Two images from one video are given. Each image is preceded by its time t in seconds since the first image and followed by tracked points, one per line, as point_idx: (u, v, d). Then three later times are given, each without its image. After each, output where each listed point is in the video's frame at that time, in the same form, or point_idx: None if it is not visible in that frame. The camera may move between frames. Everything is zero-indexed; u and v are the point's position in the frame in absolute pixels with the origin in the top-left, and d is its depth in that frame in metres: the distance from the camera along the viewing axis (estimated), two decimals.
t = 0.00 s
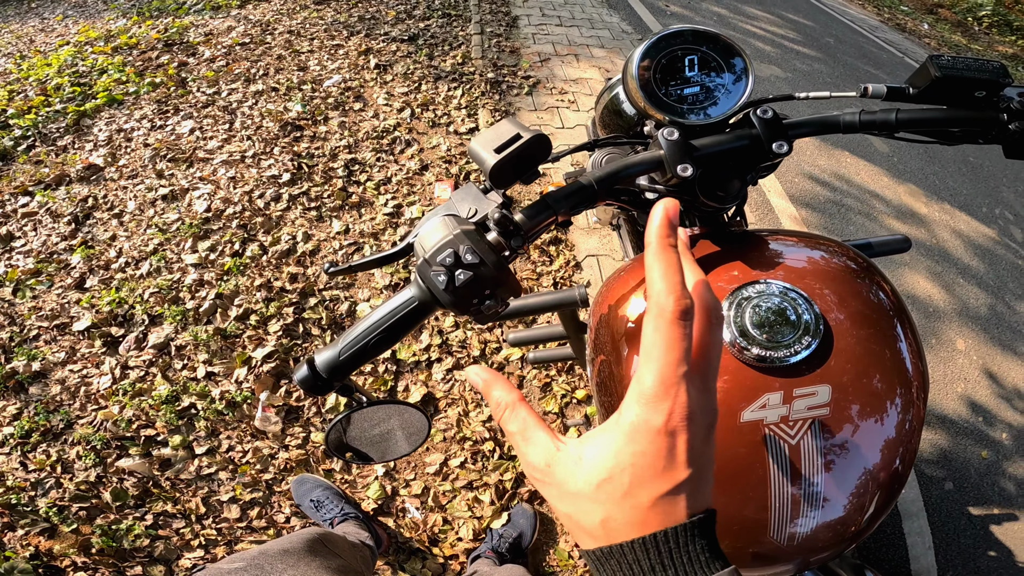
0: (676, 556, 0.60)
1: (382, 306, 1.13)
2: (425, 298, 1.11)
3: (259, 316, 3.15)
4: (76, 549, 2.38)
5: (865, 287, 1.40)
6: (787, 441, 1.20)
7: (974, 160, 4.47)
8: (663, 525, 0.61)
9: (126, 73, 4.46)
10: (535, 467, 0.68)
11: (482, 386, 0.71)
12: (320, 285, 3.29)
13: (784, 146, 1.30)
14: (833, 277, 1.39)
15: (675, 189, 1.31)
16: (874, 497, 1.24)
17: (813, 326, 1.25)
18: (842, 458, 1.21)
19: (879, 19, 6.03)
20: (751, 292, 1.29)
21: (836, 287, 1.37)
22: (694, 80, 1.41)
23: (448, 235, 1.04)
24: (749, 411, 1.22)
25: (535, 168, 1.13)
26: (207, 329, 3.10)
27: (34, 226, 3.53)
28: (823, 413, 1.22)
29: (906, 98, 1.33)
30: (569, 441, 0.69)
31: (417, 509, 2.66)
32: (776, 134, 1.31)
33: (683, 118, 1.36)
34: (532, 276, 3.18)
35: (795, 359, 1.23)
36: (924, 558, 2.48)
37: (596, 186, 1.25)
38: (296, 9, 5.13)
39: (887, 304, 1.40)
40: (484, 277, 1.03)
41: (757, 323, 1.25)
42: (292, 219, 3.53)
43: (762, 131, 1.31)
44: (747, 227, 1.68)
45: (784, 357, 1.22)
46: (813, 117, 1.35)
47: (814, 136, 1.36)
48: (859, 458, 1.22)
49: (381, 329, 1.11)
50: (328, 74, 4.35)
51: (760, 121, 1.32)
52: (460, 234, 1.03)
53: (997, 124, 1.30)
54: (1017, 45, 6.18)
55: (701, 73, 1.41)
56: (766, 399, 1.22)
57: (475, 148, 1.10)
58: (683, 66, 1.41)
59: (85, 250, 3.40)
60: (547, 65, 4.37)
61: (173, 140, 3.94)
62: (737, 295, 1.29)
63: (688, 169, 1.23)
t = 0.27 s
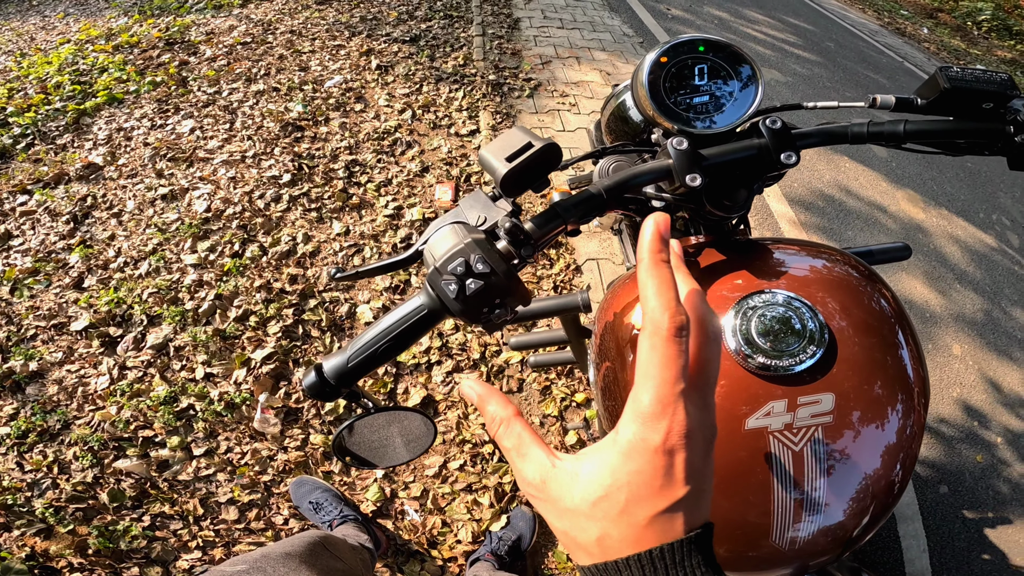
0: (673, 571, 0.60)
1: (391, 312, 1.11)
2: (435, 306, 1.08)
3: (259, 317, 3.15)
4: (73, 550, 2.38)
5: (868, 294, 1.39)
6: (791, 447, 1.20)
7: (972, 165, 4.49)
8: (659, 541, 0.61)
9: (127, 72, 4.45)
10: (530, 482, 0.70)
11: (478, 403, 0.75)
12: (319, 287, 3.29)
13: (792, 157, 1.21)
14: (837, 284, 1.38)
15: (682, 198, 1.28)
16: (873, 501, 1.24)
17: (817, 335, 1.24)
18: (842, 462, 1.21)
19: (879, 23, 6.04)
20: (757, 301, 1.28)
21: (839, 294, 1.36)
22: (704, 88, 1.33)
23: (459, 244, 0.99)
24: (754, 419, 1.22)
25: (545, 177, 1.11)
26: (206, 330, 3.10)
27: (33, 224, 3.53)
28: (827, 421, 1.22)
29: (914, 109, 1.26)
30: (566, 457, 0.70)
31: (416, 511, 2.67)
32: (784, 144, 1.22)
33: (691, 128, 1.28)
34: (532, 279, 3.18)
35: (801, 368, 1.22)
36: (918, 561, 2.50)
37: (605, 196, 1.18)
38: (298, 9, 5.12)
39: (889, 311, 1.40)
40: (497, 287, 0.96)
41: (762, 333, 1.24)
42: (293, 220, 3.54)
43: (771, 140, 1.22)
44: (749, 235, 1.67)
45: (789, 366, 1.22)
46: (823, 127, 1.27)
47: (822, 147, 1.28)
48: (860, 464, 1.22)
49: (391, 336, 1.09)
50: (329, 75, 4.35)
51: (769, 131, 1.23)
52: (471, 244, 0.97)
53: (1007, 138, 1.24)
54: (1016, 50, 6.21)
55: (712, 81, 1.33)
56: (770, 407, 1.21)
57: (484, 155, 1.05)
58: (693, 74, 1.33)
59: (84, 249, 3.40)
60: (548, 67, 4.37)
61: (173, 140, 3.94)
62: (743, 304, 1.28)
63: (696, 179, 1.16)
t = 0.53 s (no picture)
0: None
1: (400, 318, 1.10)
2: (444, 313, 1.07)
3: (259, 318, 3.15)
4: (68, 550, 2.38)
5: (871, 301, 1.40)
6: (796, 453, 1.20)
7: (971, 171, 4.50)
8: (680, 557, 0.60)
9: (128, 70, 4.44)
10: (546, 494, 0.70)
11: (494, 414, 0.74)
12: (319, 288, 3.29)
13: (803, 165, 1.19)
14: (841, 291, 1.38)
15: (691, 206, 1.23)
16: (875, 506, 1.25)
17: (823, 342, 1.24)
18: (845, 466, 1.22)
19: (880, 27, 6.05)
20: (763, 309, 1.29)
21: (843, 300, 1.36)
22: (714, 96, 1.31)
23: (469, 250, 0.96)
24: (759, 425, 1.22)
25: (557, 182, 1.08)
26: (205, 330, 3.10)
27: (31, 222, 3.53)
28: (832, 428, 1.22)
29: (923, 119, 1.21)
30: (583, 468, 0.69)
31: (415, 513, 2.67)
32: (795, 153, 1.21)
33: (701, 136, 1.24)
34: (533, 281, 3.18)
35: (806, 375, 1.22)
36: (913, 564, 2.51)
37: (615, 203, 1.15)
38: (300, 7, 5.11)
39: (892, 317, 1.40)
40: (508, 294, 0.94)
41: (768, 339, 1.24)
42: (293, 220, 3.54)
43: (781, 148, 1.20)
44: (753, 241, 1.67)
45: (795, 373, 1.22)
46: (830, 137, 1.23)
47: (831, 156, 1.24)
48: (862, 469, 1.23)
49: (399, 343, 1.08)
50: (331, 74, 4.34)
51: (779, 139, 1.21)
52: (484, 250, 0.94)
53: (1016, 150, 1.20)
54: (1016, 54, 6.22)
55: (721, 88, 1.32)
56: (776, 414, 1.21)
57: (496, 161, 1.04)
58: (703, 82, 1.32)
59: (82, 248, 3.40)
60: (550, 69, 4.37)
61: (173, 138, 3.94)
62: (751, 313, 1.28)
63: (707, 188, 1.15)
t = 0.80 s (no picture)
0: None
1: (408, 322, 1.09)
2: (452, 318, 1.05)
3: (258, 317, 3.14)
4: (63, 550, 2.37)
5: (876, 306, 1.40)
6: (802, 459, 1.20)
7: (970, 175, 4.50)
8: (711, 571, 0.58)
9: (128, 67, 4.43)
10: (573, 506, 0.69)
11: (517, 426, 0.74)
12: (319, 287, 3.28)
13: (814, 172, 1.18)
14: (847, 297, 1.38)
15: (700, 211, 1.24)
16: (878, 510, 1.24)
17: (830, 350, 1.24)
18: (850, 471, 1.21)
19: (882, 30, 6.03)
20: (771, 316, 1.28)
21: (849, 306, 1.36)
22: (725, 101, 1.29)
23: (478, 256, 0.95)
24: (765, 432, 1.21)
25: (568, 187, 1.07)
26: (203, 329, 3.09)
27: (28, 219, 3.52)
28: (837, 434, 1.22)
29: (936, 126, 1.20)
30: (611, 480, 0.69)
31: (413, 514, 2.67)
32: (806, 159, 1.18)
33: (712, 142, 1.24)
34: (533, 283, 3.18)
35: (813, 383, 1.22)
36: (909, 566, 2.52)
37: (624, 209, 1.14)
38: (302, 6, 5.10)
39: (897, 323, 1.40)
40: (517, 301, 0.93)
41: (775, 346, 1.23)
42: (293, 219, 3.53)
43: (792, 155, 1.18)
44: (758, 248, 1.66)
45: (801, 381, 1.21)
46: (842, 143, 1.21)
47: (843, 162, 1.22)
48: (866, 474, 1.22)
49: (406, 348, 1.06)
50: (332, 73, 4.33)
51: (790, 145, 1.18)
52: (492, 257, 0.94)
53: None
54: (1017, 58, 6.23)
55: (733, 92, 1.29)
56: (782, 420, 1.21)
57: (506, 165, 1.04)
58: (715, 86, 1.29)
59: (80, 246, 3.40)
60: (551, 69, 4.36)
61: (173, 136, 3.93)
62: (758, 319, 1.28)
63: (717, 194, 1.13)
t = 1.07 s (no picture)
0: None
1: (413, 330, 1.11)
2: (458, 326, 1.08)
3: (257, 318, 3.13)
4: (63, 552, 2.36)
5: (883, 310, 1.39)
6: (810, 465, 1.19)
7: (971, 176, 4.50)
8: None
9: (128, 65, 4.41)
10: (579, 531, 0.69)
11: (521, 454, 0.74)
12: (319, 288, 3.27)
13: (825, 178, 1.18)
14: (854, 302, 1.37)
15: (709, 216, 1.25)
16: (885, 514, 1.24)
17: (839, 356, 1.22)
18: (856, 476, 1.20)
19: (882, 31, 6.02)
20: (781, 322, 1.26)
21: (856, 310, 1.35)
22: (736, 105, 1.30)
23: (486, 262, 0.94)
24: (773, 438, 1.20)
25: (578, 193, 1.07)
26: (202, 330, 3.08)
27: (27, 218, 3.50)
28: (845, 440, 1.21)
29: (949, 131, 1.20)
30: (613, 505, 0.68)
31: (414, 515, 2.66)
32: (817, 165, 1.18)
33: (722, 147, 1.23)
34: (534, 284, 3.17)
35: (822, 390, 1.20)
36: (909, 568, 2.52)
37: (634, 215, 1.12)
38: (302, 4, 5.08)
39: (904, 327, 1.39)
40: (527, 309, 0.93)
41: (784, 352, 1.22)
42: (293, 219, 3.52)
43: (803, 160, 1.18)
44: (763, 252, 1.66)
45: (811, 388, 1.20)
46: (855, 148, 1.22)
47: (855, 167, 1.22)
48: (873, 479, 1.22)
49: (412, 355, 1.09)
50: (332, 72, 4.31)
51: (803, 150, 1.18)
52: (502, 263, 0.93)
53: None
54: (1017, 58, 6.23)
55: (744, 97, 1.31)
56: (791, 426, 1.20)
57: (515, 171, 1.04)
58: (725, 91, 1.30)
59: (79, 245, 3.39)
60: (553, 69, 4.35)
61: (172, 135, 3.91)
62: (767, 325, 1.26)
63: (728, 199, 1.13)
